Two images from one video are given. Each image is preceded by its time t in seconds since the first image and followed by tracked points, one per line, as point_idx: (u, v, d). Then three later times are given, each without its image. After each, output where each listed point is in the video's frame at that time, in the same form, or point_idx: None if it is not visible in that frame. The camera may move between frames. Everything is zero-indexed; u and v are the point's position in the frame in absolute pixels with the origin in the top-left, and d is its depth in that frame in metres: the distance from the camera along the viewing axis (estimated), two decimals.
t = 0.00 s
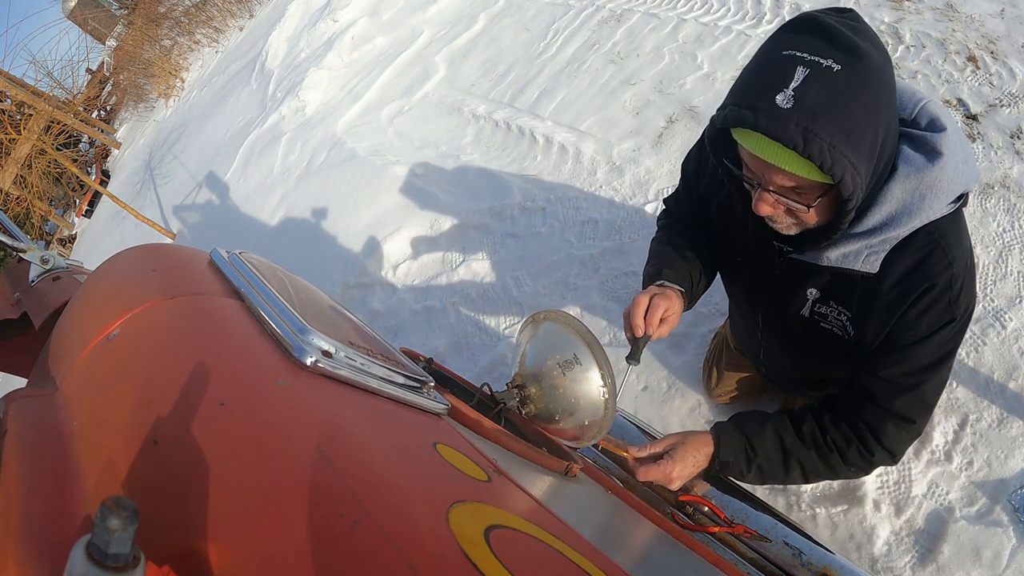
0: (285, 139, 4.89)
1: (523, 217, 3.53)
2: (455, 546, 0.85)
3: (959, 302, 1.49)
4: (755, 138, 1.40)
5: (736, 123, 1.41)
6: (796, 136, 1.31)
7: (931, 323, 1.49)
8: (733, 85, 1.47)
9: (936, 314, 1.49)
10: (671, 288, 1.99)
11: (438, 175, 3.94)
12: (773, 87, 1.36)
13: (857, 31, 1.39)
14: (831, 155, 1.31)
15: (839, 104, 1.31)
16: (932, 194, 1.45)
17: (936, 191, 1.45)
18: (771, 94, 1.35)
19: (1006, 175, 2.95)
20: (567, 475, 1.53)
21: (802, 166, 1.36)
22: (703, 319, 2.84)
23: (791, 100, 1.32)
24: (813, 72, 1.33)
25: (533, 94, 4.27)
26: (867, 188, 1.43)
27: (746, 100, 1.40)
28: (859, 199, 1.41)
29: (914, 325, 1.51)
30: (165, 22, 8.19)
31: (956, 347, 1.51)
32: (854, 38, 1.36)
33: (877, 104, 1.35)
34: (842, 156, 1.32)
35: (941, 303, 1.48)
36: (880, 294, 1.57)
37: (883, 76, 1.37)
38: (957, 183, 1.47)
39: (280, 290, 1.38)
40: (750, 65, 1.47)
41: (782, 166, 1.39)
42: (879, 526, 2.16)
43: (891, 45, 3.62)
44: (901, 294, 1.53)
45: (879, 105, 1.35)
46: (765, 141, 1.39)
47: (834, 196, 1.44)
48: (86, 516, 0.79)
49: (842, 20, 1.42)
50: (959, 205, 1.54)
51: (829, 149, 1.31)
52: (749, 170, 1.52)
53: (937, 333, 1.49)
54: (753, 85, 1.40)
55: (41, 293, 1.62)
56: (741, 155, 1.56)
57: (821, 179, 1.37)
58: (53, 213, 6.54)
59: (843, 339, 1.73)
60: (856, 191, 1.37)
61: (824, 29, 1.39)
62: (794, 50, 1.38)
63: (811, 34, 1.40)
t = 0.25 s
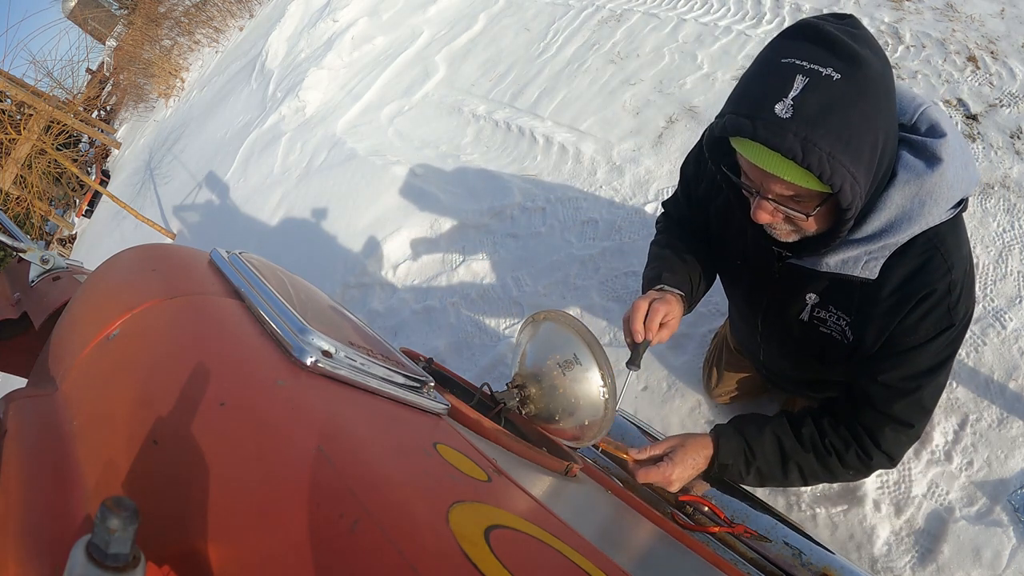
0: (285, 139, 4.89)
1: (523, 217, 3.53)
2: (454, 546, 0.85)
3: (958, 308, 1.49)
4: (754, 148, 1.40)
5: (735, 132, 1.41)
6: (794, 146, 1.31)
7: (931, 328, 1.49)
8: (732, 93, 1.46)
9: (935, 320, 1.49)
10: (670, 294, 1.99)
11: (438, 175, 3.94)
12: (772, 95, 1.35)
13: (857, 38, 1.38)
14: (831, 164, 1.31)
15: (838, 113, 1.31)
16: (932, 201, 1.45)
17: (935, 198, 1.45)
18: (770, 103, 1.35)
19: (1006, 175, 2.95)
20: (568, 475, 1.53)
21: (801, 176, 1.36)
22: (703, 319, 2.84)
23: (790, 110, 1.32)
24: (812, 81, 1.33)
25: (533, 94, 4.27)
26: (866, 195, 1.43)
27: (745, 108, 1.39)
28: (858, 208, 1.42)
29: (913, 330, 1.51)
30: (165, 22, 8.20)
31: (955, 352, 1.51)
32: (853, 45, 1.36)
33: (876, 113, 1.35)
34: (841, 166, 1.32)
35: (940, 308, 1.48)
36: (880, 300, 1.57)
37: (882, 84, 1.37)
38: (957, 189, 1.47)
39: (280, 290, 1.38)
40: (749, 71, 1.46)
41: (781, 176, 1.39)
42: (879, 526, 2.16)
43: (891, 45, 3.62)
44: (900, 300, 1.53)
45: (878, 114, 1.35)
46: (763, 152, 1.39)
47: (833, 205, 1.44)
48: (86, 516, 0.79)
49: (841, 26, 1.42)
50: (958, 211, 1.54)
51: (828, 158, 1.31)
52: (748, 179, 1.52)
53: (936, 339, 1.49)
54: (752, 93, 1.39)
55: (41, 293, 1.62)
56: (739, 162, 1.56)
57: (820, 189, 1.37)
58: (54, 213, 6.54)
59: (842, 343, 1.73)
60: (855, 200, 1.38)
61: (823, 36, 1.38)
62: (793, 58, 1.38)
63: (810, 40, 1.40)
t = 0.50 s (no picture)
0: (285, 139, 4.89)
1: (523, 217, 3.53)
2: (454, 546, 0.85)
3: (959, 309, 1.49)
4: (756, 149, 1.40)
5: (736, 132, 1.41)
6: (796, 147, 1.31)
7: (931, 329, 1.49)
8: (732, 94, 1.46)
9: (935, 321, 1.49)
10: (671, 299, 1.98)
11: (438, 175, 3.94)
12: (773, 96, 1.35)
13: (858, 39, 1.39)
14: (832, 164, 1.31)
15: (839, 114, 1.31)
16: (933, 202, 1.45)
17: (936, 198, 1.45)
18: (772, 103, 1.35)
19: (1006, 175, 2.95)
20: (568, 475, 1.53)
21: (802, 177, 1.36)
22: (703, 319, 2.84)
23: (792, 110, 1.32)
24: (814, 82, 1.33)
25: (533, 94, 4.27)
26: (866, 196, 1.43)
27: (746, 109, 1.39)
28: (858, 208, 1.42)
29: (914, 331, 1.51)
30: (165, 22, 8.20)
31: (956, 353, 1.51)
32: (855, 46, 1.36)
33: (878, 114, 1.35)
34: (842, 167, 1.32)
35: (940, 309, 1.48)
36: (880, 301, 1.57)
37: (883, 85, 1.37)
38: (957, 190, 1.47)
39: (280, 290, 1.38)
40: (750, 72, 1.46)
41: (782, 176, 1.39)
42: (879, 526, 2.16)
43: (891, 45, 3.62)
44: (901, 300, 1.53)
45: (879, 114, 1.35)
46: (764, 152, 1.39)
47: (834, 206, 1.44)
48: (86, 516, 0.79)
49: (842, 27, 1.41)
50: (959, 212, 1.54)
51: (830, 159, 1.31)
52: (749, 179, 1.52)
53: (937, 339, 1.49)
54: (753, 94, 1.39)
55: (41, 293, 1.62)
56: (740, 163, 1.55)
57: (820, 190, 1.37)
58: (54, 213, 6.54)
59: (842, 344, 1.73)
60: (856, 201, 1.38)
61: (825, 36, 1.38)
62: (794, 58, 1.37)
63: (812, 41, 1.40)
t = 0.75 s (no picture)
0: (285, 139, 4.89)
1: (524, 217, 3.53)
2: (454, 546, 0.85)
3: (959, 308, 1.49)
4: (754, 148, 1.40)
5: (735, 131, 1.41)
6: (795, 146, 1.31)
7: (931, 329, 1.49)
8: (731, 94, 1.46)
9: (934, 321, 1.49)
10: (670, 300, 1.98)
11: (438, 175, 3.94)
12: (772, 95, 1.35)
13: (857, 38, 1.39)
14: (831, 163, 1.31)
15: (838, 113, 1.31)
16: (932, 201, 1.45)
17: (935, 198, 1.45)
18: (770, 102, 1.35)
19: (1006, 175, 2.95)
20: (568, 475, 1.53)
21: (801, 175, 1.36)
22: (703, 319, 2.84)
23: (790, 109, 1.32)
24: (813, 81, 1.33)
25: (533, 94, 4.27)
26: (865, 196, 1.43)
27: (745, 108, 1.39)
28: (857, 208, 1.42)
29: (913, 331, 1.51)
30: (165, 22, 8.20)
31: (955, 352, 1.51)
32: (853, 45, 1.36)
33: (876, 113, 1.35)
34: (840, 166, 1.32)
35: (940, 309, 1.48)
36: (880, 301, 1.57)
37: (882, 85, 1.37)
38: (957, 190, 1.47)
39: (280, 290, 1.38)
40: (750, 72, 1.46)
41: (781, 175, 1.39)
42: (879, 526, 2.16)
43: (891, 45, 3.62)
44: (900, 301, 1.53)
45: (878, 114, 1.35)
46: (763, 151, 1.39)
47: (833, 205, 1.44)
48: (86, 516, 0.79)
49: (841, 27, 1.42)
50: (958, 211, 1.54)
51: (828, 158, 1.31)
52: (748, 178, 1.52)
53: (937, 339, 1.49)
54: (752, 93, 1.39)
55: (41, 293, 1.62)
56: (739, 163, 1.55)
57: (819, 188, 1.37)
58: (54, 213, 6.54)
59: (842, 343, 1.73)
60: (854, 200, 1.38)
61: (823, 36, 1.38)
62: (793, 58, 1.38)
63: (811, 41, 1.40)
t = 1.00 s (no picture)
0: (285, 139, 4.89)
1: (523, 217, 3.53)
2: (454, 546, 0.85)
3: (958, 308, 1.49)
4: (753, 148, 1.40)
5: (734, 131, 1.41)
6: (793, 145, 1.31)
7: (931, 328, 1.49)
8: (730, 94, 1.46)
9: (934, 321, 1.49)
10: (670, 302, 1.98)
11: (438, 175, 3.94)
12: (771, 95, 1.35)
13: (856, 38, 1.38)
14: (829, 163, 1.31)
15: (837, 113, 1.31)
16: (932, 201, 1.45)
17: (935, 198, 1.45)
18: (769, 102, 1.35)
19: (1006, 175, 2.95)
20: (568, 475, 1.53)
21: (800, 176, 1.36)
22: (703, 319, 2.84)
23: (788, 109, 1.32)
24: (811, 81, 1.33)
25: (533, 94, 4.27)
26: (864, 196, 1.43)
27: (743, 108, 1.39)
28: (855, 208, 1.42)
29: (913, 331, 1.51)
30: (165, 22, 8.20)
31: (954, 352, 1.51)
32: (851, 45, 1.36)
33: (875, 113, 1.35)
34: (839, 166, 1.32)
35: (939, 309, 1.48)
36: (879, 301, 1.57)
37: (880, 85, 1.37)
38: (956, 189, 1.48)
39: (280, 290, 1.38)
40: (748, 72, 1.46)
41: (779, 175, 1.39)
42: (879, 526, 2.16)
43: (891, 45, 3.62)
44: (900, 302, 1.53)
45: (877, 114, 1.35)
46: (762, 151, 1.39)
47: (831, 206, 1.44)
48: (85, 516, 0.79)
49: (840, 27, 1.42)
50: (958, 211, 1.54)
51: (827, 158, 1.31)
52: (747, 178, 1.52)
53: (936, 339, 1.49)
54: (750, 93, 1.39)
55: (41, 293, 1.62)
56: (738, 163, 1.55)
57: (818, 188, 1.37)
58: (54, 213, 6.54)
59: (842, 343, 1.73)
60: (852, 201, 1.38)
61: (822, 36, 1.38)
62: (791, 58, 1.38)
63: (809, 41, 1.40)
